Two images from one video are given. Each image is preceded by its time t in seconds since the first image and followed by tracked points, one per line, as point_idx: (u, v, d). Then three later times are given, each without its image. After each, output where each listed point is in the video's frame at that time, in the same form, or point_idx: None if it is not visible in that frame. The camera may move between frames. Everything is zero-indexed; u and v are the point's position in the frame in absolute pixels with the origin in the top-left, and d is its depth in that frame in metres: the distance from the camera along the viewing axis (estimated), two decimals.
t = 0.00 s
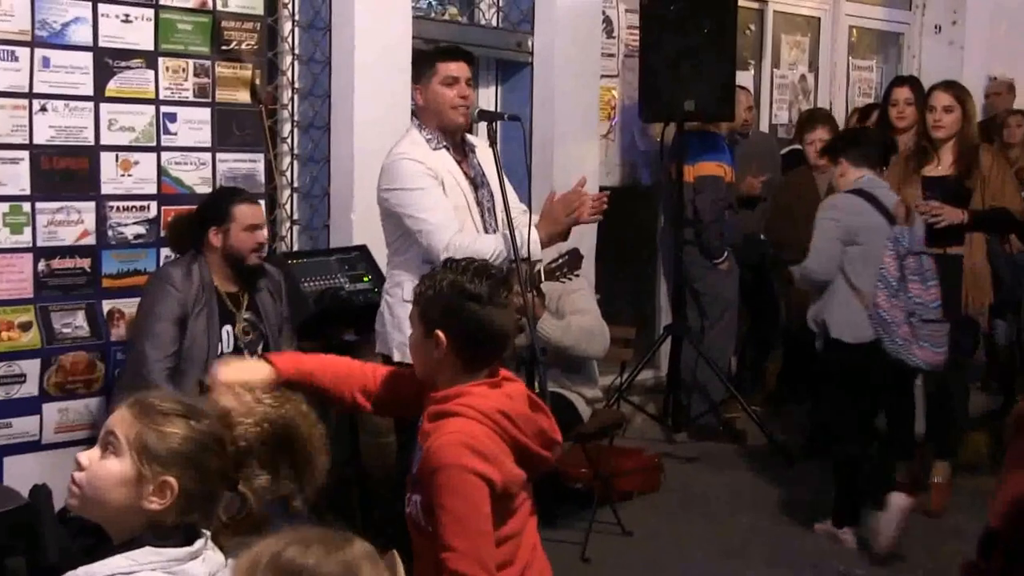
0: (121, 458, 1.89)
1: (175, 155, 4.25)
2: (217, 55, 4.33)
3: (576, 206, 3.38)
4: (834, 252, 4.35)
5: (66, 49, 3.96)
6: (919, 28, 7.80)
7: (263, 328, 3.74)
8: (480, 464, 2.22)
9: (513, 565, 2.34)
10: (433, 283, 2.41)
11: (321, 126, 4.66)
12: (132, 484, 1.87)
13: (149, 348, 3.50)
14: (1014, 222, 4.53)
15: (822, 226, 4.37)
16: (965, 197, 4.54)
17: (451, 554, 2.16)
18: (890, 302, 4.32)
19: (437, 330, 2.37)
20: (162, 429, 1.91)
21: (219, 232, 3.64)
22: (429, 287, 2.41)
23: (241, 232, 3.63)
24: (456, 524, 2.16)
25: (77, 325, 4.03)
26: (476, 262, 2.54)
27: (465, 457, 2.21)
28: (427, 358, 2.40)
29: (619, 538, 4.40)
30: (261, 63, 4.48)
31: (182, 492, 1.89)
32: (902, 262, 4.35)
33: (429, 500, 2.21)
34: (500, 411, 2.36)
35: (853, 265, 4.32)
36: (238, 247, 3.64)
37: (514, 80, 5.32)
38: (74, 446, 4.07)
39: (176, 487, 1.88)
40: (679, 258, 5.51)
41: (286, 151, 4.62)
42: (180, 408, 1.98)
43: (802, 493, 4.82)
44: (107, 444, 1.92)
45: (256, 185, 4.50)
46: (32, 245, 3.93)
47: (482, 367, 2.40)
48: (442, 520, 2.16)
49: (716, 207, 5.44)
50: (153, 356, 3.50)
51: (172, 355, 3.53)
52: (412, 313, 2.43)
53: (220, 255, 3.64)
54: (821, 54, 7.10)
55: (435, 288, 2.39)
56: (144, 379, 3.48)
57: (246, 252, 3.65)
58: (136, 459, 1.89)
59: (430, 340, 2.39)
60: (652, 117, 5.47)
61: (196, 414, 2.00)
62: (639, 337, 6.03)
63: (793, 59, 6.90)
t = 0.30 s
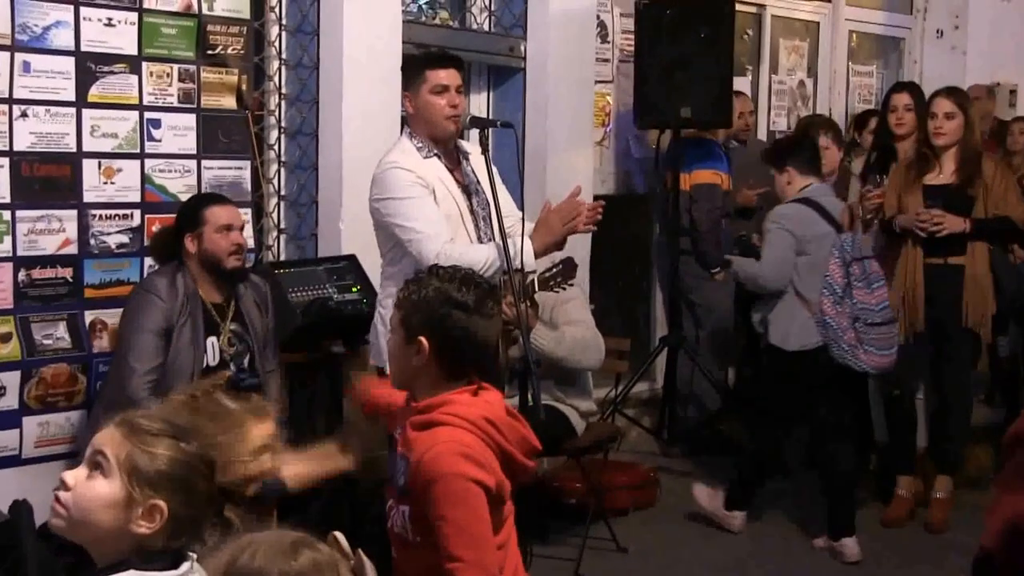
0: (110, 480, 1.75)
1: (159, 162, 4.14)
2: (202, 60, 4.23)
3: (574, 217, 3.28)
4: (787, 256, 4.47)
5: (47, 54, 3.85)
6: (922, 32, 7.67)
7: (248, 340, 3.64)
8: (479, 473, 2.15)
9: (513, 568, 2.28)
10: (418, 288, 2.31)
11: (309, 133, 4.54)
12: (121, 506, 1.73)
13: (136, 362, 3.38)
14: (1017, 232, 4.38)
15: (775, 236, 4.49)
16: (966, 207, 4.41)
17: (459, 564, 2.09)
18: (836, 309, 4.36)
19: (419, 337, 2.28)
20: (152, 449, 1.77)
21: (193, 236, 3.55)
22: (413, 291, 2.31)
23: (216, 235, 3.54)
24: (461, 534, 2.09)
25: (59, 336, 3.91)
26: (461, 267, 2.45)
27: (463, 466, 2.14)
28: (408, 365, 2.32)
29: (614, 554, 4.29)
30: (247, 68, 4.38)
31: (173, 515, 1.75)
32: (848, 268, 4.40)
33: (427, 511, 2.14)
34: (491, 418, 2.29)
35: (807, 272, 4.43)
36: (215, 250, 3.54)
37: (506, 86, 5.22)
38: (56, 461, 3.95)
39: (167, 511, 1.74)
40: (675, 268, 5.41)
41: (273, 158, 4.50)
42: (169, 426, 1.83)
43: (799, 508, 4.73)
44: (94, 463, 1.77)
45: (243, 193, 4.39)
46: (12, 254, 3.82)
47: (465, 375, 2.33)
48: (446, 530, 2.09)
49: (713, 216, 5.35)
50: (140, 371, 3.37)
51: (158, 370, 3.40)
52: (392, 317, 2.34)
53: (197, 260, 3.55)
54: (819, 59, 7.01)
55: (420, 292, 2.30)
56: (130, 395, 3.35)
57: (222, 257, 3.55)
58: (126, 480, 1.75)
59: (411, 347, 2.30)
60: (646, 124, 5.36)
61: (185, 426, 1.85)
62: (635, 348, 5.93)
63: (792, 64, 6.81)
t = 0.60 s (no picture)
0: (104, 485, 1.82)
1: (147, 169, 4.06)
2: (191, 64, 4.15)
3: (567, 222, 3.19)
4: (728, 260, 4.54)
5: (32, 58, 3.77)
6: (922, 37, 7.60)
7: (235, 348, 3.54)
8: (455, 465, 2.18)
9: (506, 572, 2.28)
10: (414, 306, 2.33)
11: (300, 139, 4.47)
12: (114, 513, 1.80)
13: (119, 363, 3.28)
14: (1018, 239, 4.31)
15: (716, 241, 4.55)
16: (966, 214, 4.35)
17: (432, 549, 2.12)
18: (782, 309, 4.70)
19: (419, 353, 2.30)
20: (148, 455, 1.84)
21: (181, 241, 3.46)
22: (410, 309, 2.34)
23: (202, 239, 3.45)
24: (432, 520, 2.12)
25: (44, 345, 3.82)
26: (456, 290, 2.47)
27: (440, 456, 2.17)
28: (405, 382, 2.33)
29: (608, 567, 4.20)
30: (236, 73, 4.29)
31: (165, 525, 1.81)
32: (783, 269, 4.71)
33: (401, 497, 2.18)
34: (488, 418, 2.29)
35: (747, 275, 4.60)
36: (200, 256, 3.44)
37: (500, 91, 5.15)
38: (41, 473, 3.85)
39: (159, 520, 1.81)
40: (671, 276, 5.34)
41: (262, 165, 4.43)
42: (165, 438, 1.91)
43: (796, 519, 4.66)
44: (91, 468, 1.85)
45: (232, 200, 4.30)
46: None
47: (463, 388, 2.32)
48: (416, 512, 2.14)
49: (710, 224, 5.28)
50: (122, 372, 3.28)
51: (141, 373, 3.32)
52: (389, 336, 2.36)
53: (183, 266, 3.46)
54: (818, 64, 6.95)
55: (418, 310, 2.32)
56: (112, 397, 3.25)
57: (207, 263, 3.45)
58: (120, 486, 1.81)
59: (410, 363, 2.31)
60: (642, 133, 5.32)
61: (178, 440, 1.93)
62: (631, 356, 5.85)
63: (790, 69, 6.74)
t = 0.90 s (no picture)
0: (83, 498, 1.79)
1: (138, 174, 4.01)
2: (182, 69, 4.10)
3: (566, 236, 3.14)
4: (723, 258, 4.49)
5: (21, 62, 3.72)
6: (921, 41, 7.58)
7: (230, 356, 3.50)
8: (460, 476, 2.14)
9: None
10: (408, 313, 2.28)
11: (293, 145, 4.42)
12: (94, 527, 1.77)
13: (122, 385, 3.25)
14: (1017, 245, 4.26)
15: (714, 239, 4.50)
16: (966, 220, 4.29)
17: (434, 561, 2.09)
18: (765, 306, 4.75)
19: (414, 360, 2.26)
20: (127, 467, 1.80)
21: (168, 249, 3.39)
22: (404, 313, 2.29)
23: (188, 251, 3.36)
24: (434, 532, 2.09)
25: (34, 352, 3.77)
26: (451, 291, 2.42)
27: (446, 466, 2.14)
28: (402, 390, 2.28)
29: None
30: (228, 77, 4.25)
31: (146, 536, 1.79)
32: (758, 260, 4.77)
33: (403, 507, 2.15)
34: (492, 428, 2.26)
35: (737, 274, 4.57)
36: (184, 268, 3.37)
37: (494, 96, 5.12)
38: (31, 482, 3.79)
39: (141, 533, 1.78)
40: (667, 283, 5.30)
41: (255, 170, 4.39)
42: (145, 447, 1.87)
43: (794, 528, 4.62)
44: (69, 481, 1.81)
45: (224, 205, 4.26)
46: None
47: (460, 392, 2.28)
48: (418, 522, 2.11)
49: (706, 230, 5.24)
50: (128, 392, 3.25)
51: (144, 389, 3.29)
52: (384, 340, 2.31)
53: (170, 276, 3.39)
54: (816, 69, 6.91)
55: (412, 316, 2.27)
56: (116, 415, 3.24)
57: (193, 275, 3.37)
58: (100, 501, 1.78)
59: (407, 371, 2.27)
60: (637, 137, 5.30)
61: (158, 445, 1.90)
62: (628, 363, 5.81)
63: (787, 74, 6.70)
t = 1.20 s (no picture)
0: (51, 509, 1.77)
1: (133, 178, 3.99)
2: (177, 72, 4.08)
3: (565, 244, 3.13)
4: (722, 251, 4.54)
5: (15, 65, 3.69)
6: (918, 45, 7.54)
7: (224, 364, 3.44)
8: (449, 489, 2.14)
9: None
10: (402, 317, 2.28)
11: (289, 148, 4.40)
12: (56, 539, 1.76)
13: (108, 386, 3.21)
14: (1014, 249, 4.24)
15: (715, 235, 4.54)
16: (963, 224, 4.28)
17: None
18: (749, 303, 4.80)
19: (409, 362, 2.24)
20: (97, 483, 1.76)
21: (163, 253, 3.36)
22: (400, 317, 2.28)
23: (182, 257, 3.32)
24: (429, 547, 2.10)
25: (28, 357, 3.74)
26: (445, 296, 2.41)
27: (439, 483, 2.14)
28: (397, 395, 2.27)
29: None
30: (224, 80, 4.23)
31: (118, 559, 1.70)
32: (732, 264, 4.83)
33: (399, 523, 2.15)
34: (484, 437, 2.24)
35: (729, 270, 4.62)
36: (178, 273, 3.33)
37: (490, 99, 5.10)
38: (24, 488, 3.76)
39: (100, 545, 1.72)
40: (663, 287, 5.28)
41: (250, 174, 4.36)
42: (122, 459, 1.82)
43: (791, 533, 4.61)
44: (40, 491, 1.79)
45: (219, 210, 4.24)
46: None
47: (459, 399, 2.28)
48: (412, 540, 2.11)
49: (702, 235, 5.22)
50: (112, 393, 3.21)
51: (131, 393, 3.25)
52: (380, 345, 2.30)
53: (165, 280, 3.35)
54: (813, 72, 6.90)
55: (408, 320, 2.26)
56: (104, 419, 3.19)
57: (187, 282, 3.33)
58: (66, 516, 1.75)
59: (402, 374, 2.25)
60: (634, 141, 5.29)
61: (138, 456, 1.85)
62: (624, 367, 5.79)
63: (784, 77, 6.69)
